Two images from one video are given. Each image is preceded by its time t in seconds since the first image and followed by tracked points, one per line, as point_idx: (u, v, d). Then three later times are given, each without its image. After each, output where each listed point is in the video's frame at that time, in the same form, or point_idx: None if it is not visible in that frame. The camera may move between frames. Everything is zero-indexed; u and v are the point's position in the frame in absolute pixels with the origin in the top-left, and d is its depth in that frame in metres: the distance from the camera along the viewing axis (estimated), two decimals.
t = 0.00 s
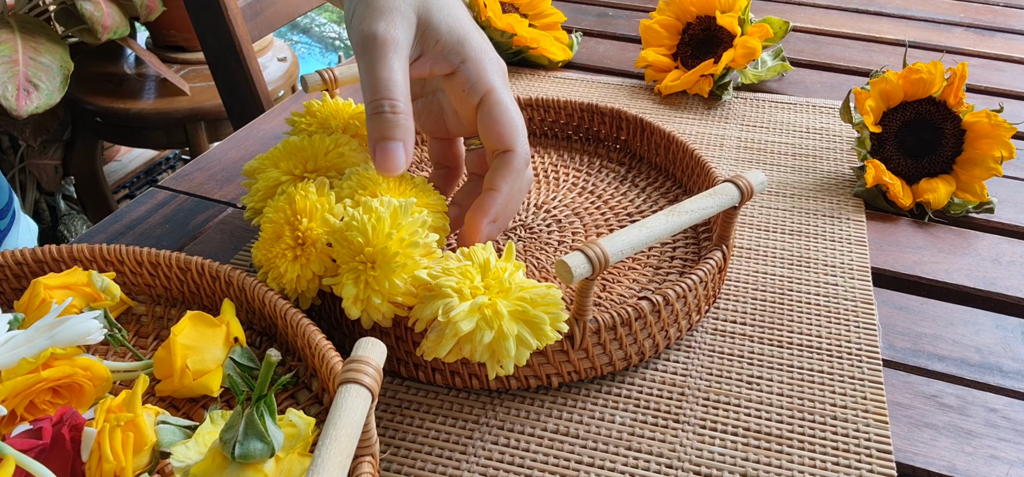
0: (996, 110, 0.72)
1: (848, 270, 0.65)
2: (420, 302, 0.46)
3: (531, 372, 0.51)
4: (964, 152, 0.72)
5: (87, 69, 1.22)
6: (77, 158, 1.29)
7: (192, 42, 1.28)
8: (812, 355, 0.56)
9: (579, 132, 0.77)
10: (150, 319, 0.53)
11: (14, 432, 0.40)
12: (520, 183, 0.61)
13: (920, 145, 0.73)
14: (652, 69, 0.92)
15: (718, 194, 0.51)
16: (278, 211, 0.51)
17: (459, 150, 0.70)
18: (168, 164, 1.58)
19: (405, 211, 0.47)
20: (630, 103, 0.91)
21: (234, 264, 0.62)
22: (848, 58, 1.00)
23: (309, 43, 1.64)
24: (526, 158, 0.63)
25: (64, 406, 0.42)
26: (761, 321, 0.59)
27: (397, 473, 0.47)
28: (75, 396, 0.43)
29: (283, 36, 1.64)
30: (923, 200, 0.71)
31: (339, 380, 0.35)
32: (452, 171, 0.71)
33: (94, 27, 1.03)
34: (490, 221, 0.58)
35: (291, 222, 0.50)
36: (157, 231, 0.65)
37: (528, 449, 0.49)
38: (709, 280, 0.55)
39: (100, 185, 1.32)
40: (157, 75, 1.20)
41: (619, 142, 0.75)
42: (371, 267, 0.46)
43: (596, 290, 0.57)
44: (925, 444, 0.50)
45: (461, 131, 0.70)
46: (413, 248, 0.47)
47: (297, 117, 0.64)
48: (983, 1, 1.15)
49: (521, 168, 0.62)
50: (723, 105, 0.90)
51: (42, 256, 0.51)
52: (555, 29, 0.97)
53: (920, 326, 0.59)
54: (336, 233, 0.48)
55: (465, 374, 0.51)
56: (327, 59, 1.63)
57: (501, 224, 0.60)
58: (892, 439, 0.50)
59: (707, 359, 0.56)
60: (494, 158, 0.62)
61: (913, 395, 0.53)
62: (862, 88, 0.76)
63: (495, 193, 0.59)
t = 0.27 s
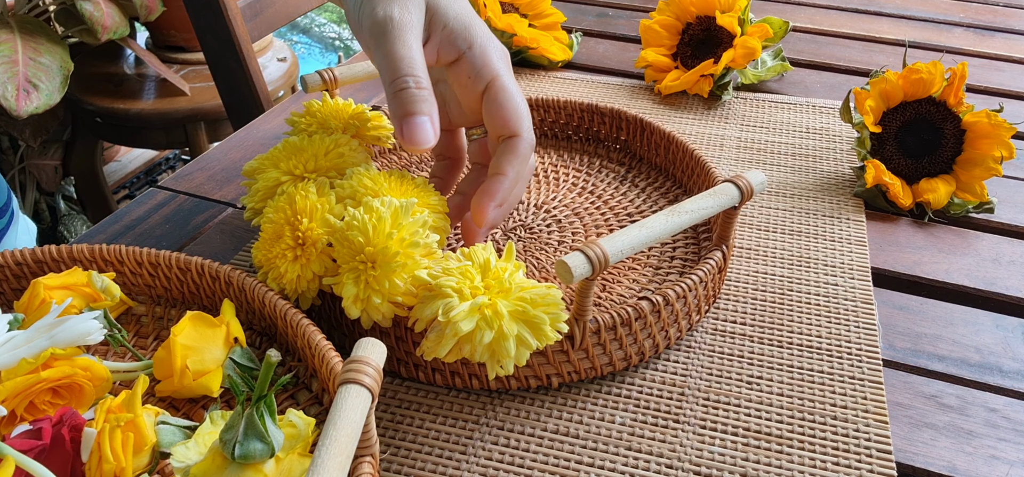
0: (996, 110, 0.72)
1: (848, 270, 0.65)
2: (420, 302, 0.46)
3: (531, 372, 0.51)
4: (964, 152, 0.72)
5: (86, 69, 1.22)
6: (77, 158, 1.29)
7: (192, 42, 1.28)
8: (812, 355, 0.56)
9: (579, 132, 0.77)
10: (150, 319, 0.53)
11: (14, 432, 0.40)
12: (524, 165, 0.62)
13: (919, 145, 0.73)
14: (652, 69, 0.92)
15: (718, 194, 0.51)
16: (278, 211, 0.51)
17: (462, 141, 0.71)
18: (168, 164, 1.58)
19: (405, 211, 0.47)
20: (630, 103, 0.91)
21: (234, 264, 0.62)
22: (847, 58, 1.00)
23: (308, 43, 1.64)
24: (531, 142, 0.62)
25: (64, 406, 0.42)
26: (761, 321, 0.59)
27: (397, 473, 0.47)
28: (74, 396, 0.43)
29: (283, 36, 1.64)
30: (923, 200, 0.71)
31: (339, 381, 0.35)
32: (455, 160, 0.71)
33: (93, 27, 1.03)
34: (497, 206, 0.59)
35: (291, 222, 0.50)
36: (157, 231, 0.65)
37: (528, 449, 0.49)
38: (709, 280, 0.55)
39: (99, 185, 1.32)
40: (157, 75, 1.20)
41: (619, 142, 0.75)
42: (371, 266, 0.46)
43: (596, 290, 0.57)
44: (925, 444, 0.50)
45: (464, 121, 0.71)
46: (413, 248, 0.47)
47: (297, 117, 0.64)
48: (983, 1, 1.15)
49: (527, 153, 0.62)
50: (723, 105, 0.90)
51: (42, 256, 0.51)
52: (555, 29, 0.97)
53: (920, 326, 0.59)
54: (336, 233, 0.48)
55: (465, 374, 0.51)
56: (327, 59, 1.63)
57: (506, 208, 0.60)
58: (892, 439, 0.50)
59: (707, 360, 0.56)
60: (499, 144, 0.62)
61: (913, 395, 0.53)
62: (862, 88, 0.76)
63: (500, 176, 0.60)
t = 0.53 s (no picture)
0: (996, 110, 0.72)
1: (849, 270, 0.65)
2: (420, 301, 0.46)
3: (531, 372, 0.51)
4: (964, 152, 0.72)
5: (86, 69, 1.22)
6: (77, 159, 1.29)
7: (192, 42, 1.28)
8: (812, 355, 0.56)
9: (579, 132, 0.77)
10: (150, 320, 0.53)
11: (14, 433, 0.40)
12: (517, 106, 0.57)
13: (919, 145, 0.73)
14: (652, 69, 0.92)
15: (718, 194, 0.51)
16: (278, 211, 0.51)
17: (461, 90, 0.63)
18: (168, 164, 1.58)
19: (406, 211, 0.48)
20: (630, 103, 0.91)
21: (234, 264, 0.62)
22: (847, 58, 1.00)
23: (309, 43, 1.64)
24: (516, 69, 0.56)
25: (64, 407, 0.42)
26: (761, 321, 0.59)
27: (397, 473, 0.47)
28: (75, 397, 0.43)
29: (283, 36, 1.64)
30: (923, 200, 0.71)
31: (340, 381, 0.35)
32: (456, 114, 0.63)
33: (93, 27, 1.03)
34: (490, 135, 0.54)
35: (292, 222, 0.50)
36: (157, 231, 0.65)
37: (528, 449, 0.49)
38: (709, 280, 0.55)
39: (100, 185, 1.32)
40: (157, 75, 1.20)
41: (619, 142, 0.75)
42: (371, 266, 0.46)
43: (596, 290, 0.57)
44: (925, 444, 0.50)
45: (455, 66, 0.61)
46: (414, 248, 0.47)
47: (297, 116, 0.64)
48: (983, 1, 1.15)
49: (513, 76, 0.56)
50: (723, 105, 0.90)
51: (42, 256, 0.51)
52: (555, 29, 0.97)
53: (920, 326, 0.59)
54: (336, 232, 0.48)
55: (465, 374, 0.51)
56: (327, 59, 1.63)
57: (503, 137, 0.55)
58: (892, 439, 0.50)
59: (706, 359, 0.56)
60: (482, 72, 0.56)
61: (912, 395, 0.53)
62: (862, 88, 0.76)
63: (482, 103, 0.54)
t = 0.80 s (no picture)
0: (997, 109, 0.72)
1: (849, 270, 0.65)
2: (420, 302, 0.46)
3: (531, 372, 0.51)
4: (964, 152, 0.72)
5: (86, 69, 1.22)
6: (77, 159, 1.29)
7: (192, 42, 1.28)
8: (812, 355, 0.56)
9: (579, 132, 0.77)
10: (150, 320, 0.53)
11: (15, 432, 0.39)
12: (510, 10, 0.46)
13: (919, 146, 0.73)
14: (652, 69, 0.92)
15: (718, 194, 0.51)
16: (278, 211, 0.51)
17: None
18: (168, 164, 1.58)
19: (406, 211, 0.47)
20: (630, 104, 0.91)
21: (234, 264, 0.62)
22: (847, 58, 1.00)
23: (309, 43, 1.64)
24: None
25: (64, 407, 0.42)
26: (761, 321, 0.59)
27: (397, 473, 0.47)
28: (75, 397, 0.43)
29: (283, 36, 1.64)
30: (923, 200, 0.71)
31: (339, 380, 0.35)
32: None
33: (93, 27, 1.03)
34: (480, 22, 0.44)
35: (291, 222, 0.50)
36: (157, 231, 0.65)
37: (528, 449, 0.49)
38: (709, 280, 0.55)
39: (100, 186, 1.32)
40: (157, 75, 1.20)
41: (619, 142, 0.75)
42: (371, 266, 0.46)
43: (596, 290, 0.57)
44: (925, 444, 0.50)
45: None
46: (414, 248, 0.47)
47: (296, 116, 0.64)
48: (983, 1, 1.15)
49: None
50: (723, 105, 0.90)
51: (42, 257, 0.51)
52: (555, 29, 0.96)
53: (920, 326, 0.59)
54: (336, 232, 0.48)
55: (465, 374, 0.51)
56: (327, 59, 1.63)
57: None
58: (892, 439, 0.50)
59: (707, 360, 0.56)
60: None
61: (912, 395, 0.53)
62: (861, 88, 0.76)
63: None
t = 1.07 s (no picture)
0: (996, 109, 0.72)
1: (849, 271, 0.65)
2: (420, 302, 0.46)
3: (531, 372, 0.51)
4: (964, 152, 0.72)
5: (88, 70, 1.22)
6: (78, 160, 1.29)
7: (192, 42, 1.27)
8: (812, 355, 0.56)
9: (579, 132, 0.77)
10: (150, 320, 0.53)
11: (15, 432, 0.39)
12: None
13: (919, 146, 0.73)
14: (652, 69, 0.92)
15: (718, 194, 0.51)
16: (278, 211, 0.50)
17: None
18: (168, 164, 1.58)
19: (406, 211, 0.47)
20: (630, 103, 0.91)
21: (234, 264, 0.62)
22: (847, 58, 1.00)
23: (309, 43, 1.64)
24: None
25: (64, 406, 0.42)
26: (761, 321, 0.59)
27: (397, 473, 0.47)
28: (74, 396, 0.43)
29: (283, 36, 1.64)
30: (923, 200, 0.71)
31: (339, 380, 0.35)
32: None
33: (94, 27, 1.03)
34: None
35: (291, 222, 0.50)
36: (157, 231, 0.65)
37: (528, 449, 0.49)
38: (709, 280, 0.55)
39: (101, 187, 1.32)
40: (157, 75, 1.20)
41: (619, 142, 0.75)
42: (371, 266, 0.46)
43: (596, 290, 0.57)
44: (925, 444, 0.50)
45: None
46: (414, 248, 0.46)
47: (296, 116, 0.63)
48: (983, 1, 1.15)
49: None
50: (723, 105, 0.90)
51: (42, 257, 0.51)
52: (554, 29, 0.96)
53: (920, 326, 0.59)
54: (336, 232, 0.48)
55: (465, 374, 0.51)
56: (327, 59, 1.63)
57: None
58: (892, 439, 0.50)
59: (707, 360, 0.56)
60: None
61: (912, 395, 0.53)
62: (861, 88, 0.76)
63: None
